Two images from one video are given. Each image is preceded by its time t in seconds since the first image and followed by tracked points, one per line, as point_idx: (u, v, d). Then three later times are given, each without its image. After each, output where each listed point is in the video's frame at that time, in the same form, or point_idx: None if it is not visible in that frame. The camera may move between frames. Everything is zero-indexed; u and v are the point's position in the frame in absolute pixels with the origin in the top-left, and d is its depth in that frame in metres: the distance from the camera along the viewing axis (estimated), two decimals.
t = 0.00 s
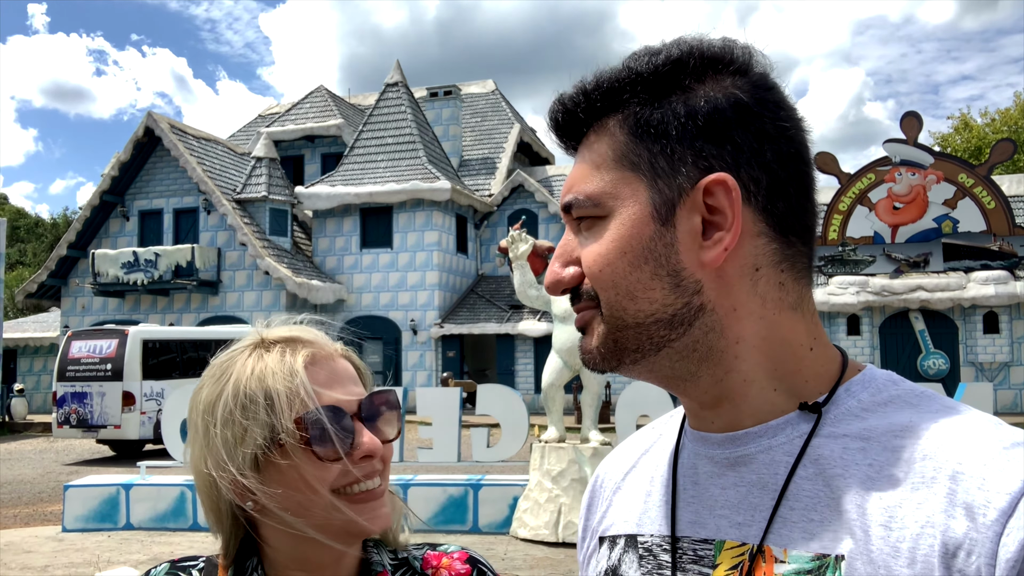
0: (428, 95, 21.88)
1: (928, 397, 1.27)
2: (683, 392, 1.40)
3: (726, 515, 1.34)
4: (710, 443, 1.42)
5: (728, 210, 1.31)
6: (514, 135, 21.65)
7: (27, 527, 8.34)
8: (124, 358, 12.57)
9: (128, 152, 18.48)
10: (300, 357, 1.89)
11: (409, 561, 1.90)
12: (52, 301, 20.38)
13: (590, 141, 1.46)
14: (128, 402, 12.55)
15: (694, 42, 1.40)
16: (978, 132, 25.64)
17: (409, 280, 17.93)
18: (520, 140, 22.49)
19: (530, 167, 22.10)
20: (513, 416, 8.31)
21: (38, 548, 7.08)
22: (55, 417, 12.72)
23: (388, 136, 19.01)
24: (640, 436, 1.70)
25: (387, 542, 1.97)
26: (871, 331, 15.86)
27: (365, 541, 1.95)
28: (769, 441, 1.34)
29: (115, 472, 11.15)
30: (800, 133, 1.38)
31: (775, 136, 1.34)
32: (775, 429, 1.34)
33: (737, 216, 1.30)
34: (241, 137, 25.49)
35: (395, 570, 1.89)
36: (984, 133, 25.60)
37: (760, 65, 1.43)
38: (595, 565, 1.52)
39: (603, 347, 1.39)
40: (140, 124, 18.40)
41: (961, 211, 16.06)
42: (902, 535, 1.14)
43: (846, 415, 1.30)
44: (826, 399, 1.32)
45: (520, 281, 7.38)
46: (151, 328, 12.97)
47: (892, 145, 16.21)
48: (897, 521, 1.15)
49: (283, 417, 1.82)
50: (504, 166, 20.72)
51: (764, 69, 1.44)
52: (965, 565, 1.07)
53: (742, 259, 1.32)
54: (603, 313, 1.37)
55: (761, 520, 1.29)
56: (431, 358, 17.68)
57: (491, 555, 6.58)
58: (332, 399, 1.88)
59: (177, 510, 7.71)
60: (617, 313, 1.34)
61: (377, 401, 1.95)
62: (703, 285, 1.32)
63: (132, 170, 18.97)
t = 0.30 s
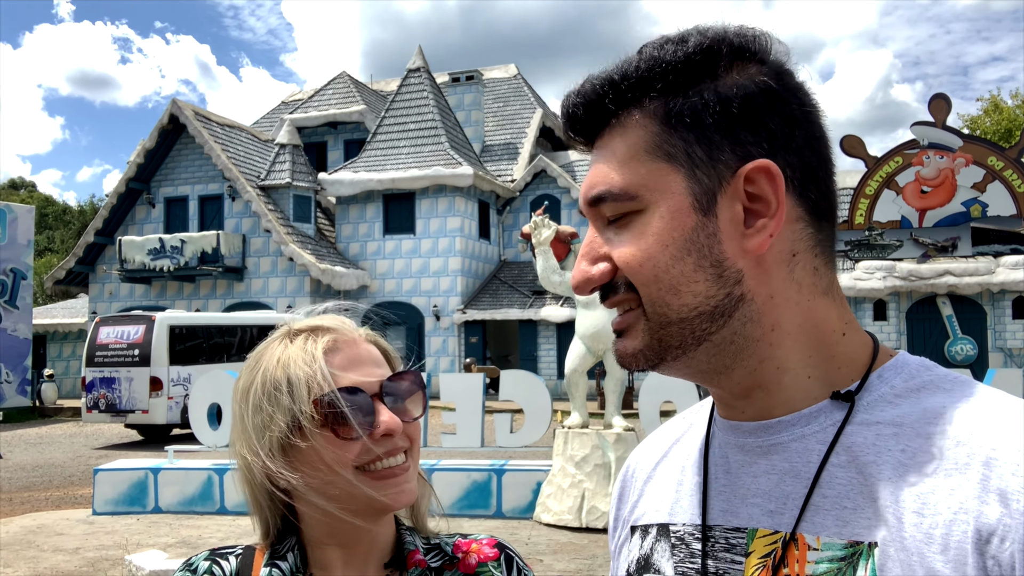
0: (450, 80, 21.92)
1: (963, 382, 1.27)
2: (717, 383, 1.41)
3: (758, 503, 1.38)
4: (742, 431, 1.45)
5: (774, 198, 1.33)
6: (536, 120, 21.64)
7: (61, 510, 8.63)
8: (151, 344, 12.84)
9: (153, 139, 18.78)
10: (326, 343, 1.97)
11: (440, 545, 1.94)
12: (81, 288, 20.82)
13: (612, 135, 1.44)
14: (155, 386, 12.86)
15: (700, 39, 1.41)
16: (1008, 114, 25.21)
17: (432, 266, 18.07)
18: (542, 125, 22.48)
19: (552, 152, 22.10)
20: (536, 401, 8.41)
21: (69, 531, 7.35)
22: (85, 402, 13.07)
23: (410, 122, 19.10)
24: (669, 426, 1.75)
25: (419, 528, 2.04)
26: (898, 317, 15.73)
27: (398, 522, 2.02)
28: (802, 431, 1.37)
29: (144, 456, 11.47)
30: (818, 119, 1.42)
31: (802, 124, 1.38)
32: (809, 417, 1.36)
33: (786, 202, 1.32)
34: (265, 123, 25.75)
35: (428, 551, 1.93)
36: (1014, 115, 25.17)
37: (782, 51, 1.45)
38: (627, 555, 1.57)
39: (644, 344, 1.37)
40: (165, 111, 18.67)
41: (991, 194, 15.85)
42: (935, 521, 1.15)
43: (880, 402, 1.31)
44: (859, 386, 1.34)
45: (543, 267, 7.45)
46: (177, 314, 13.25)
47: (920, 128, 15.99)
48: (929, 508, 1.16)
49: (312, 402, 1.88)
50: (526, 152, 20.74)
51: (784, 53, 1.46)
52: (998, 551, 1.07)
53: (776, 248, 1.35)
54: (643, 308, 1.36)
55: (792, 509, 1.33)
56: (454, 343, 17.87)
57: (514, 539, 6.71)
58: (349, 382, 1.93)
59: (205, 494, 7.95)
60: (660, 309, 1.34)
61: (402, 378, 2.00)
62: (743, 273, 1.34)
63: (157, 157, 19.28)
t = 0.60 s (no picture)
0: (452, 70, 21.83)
1: (939, 385, 1.36)
2: (726, 390, 1.50)
3: (743, 510, 1.45)
4: (732, 439, 1.53)
5: (844, 210, 1.57)
6: (539, 110, 21.60)
7: (66, 501, 8.70)
8: (155, 336, 12.86)
9: (156, 131, 18.77)
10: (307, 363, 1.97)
11: (452, 554, 1.97)
12: (85, 279, 20.87)
13: (735, 109, 1.47)
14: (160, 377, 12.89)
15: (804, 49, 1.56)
16: (1013, 104, 25.07)
17: (435, 258, 18.09)
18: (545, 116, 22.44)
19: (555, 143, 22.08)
20: (537, 393, 8.42)
21: (75, 522, 7.41)
22: (90, 393, 13.10)
23: (413, 113, 19.09)
24: (650, 435, 1.82)
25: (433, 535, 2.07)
26: (901, 308, 15.73)
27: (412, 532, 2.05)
28: (788, 439, 1.45)
29: (148, 448, 11.52)
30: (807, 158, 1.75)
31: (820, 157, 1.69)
32: (798, 424, 1.46)
33: (849, 202, 1.57)
34: (267, 114, 25.71)
35: (439, 560, 1.97)
36: (1019, 105, 25.03)
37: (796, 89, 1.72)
38: (613, 563, 1.64)
39: (767, 323, 1.41)
40: (167, 103, 18.65)
41: (995, 184, 15.81)
42: (912, 528, 1.24)
43: (861, 408, 1.41)
44: (845, 389, 1.44)
45: (546, 258, 7.42)
46: (180, 305, 13.29)
47: (924, 119, 15.91)
48: (906, 514, 1.25)
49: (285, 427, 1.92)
50: (529, 143, 20.71)
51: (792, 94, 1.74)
52: (969, 555, 1.15)
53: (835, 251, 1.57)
54: (774, 288, 1.40)
55: (776, 516, 1.40)
56: (457, 335, 17.91)
57: (518, 530, 6.76)
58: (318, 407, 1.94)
59: (209, 486, 8.01)
60: (795, 290, 1.41)
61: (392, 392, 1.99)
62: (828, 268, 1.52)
63: (160, 148, 19.26)
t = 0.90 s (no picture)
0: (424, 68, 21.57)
1: (894, 392, 1.27)
2: (684, 398, 1.37)
3: (700, 518, 1.32)
4: (688, 446, 1.40)
5: (807, 219, 1.46)
6: (511, 108, 21.46)
7: (26, 503, 8.36)
8: (121, 334, 12.47)
9: (121, 125, 18.25)
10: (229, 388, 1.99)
11: (424, 567, 2.02)
12: (49, 277, 20.26)
13: (706, 109, 1.33)
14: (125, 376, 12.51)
15: (773, 53, 1.43)
16: (977, 107, 25.52)
17: (407, 255, 17.85)
18: (517, 114, 22.32)
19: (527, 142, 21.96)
20: (509, 391, 8.29)
21: (37, 523, 7.09)
22: (54, 392, 12.71)
23: (384, 109, 18.82)
24: (607, 440, 1.68)
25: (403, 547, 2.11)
26: (868, 306, 15.87)
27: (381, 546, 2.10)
28: (745, 446, 1.33)
29: (112, 449, 11.15)
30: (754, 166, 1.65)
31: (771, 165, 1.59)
32: (753, 432, 1.33)
33: (809, 211, 1.45)
34: (236, 110, 25.22)
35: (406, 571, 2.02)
36: (983, 108, 25.49)
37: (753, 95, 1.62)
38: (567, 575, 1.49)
39: (736, 337, 1.28)
40: (134, 97, 18.15)
41: (959, 185, 16.02)
42: (868, 538, 1.13)
43: (819, 415, 1.29)
44: (802, 395, 1.33)
45: (517, 257, 7.33)
46: (146, 303, 12.86)
47: (891, 120, 16.06)
48: (862, 523, 1.15)
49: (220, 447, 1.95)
50: (501, 141, 20.56)
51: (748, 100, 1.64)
52: (922, 565, 1.06)
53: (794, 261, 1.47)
54: (741, 300, 1.28)
55: (733, 525, 1.27)
56: (428, 333, 17.69)
57: (488, 529, 6.61)
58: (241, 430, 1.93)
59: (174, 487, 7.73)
60: (762, 301, 1.29)
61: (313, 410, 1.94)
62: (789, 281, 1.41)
63: (126, 144, 18.74)
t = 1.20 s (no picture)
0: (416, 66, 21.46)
1: (864, 392, 1.24)
2: (657, 399, 1.33)
3: (672, 518, 1.28)
4: (661, 447, 1.36)
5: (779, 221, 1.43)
6: (504, 106, 21.41)
7: (16, 501, 8.27)
8: (111, 332, 12.36)
9: (112, 123, 18.08)
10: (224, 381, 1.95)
11: (410, 567, 1.97)
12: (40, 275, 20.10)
13: (677, 110, 1.29)
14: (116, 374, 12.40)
15: (745, 57, 1.39)
16: (968, 105, 25.61)
17: (398, 254, 17.77)
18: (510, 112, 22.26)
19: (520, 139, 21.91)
20: (500, 389, 8.23)
21: (27, 522, 7.01)
22: (43, 390, 12.59)
23: (376, 107, 18.72)
24: (583, 439, 1.64)
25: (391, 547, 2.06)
26: (859, 304, 15.90)
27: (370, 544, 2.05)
28: (717, 447, 1.29)
29: (103, 448, 11.05)
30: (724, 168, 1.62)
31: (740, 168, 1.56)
32: (725, 433, 1.29)
33: (780, 213, 1.41)
34: (227, 107, 25.06)
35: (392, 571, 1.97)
36: (974, 106, 25.58)
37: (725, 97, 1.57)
38: None
39: (705, 338, 1.24)
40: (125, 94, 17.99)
41: (950, 183, 16.04)
42: (837, 538, 1.10)
43: (790, 414, 1.26)
44: (773, 395, 1.29)
45: (507, 255, 7.31)
46: (137, 301, 12.71)
47: (882, 119, 16.06)
48: (831, 524, 1.11)
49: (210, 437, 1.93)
50: (494, 138, 20.50)
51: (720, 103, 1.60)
52: (891, 564, 1.03)
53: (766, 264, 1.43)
54: (710, 300, 1.24)
55: (705, 525, 1.23)
56: (420, 331, 17.62)
57: (478, 527, 6.56)
58: (232, 422, 1.91)
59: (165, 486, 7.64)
60: (733, 301, 1.25)
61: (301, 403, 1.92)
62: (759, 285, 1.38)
63: (117, 141, 18.58)
